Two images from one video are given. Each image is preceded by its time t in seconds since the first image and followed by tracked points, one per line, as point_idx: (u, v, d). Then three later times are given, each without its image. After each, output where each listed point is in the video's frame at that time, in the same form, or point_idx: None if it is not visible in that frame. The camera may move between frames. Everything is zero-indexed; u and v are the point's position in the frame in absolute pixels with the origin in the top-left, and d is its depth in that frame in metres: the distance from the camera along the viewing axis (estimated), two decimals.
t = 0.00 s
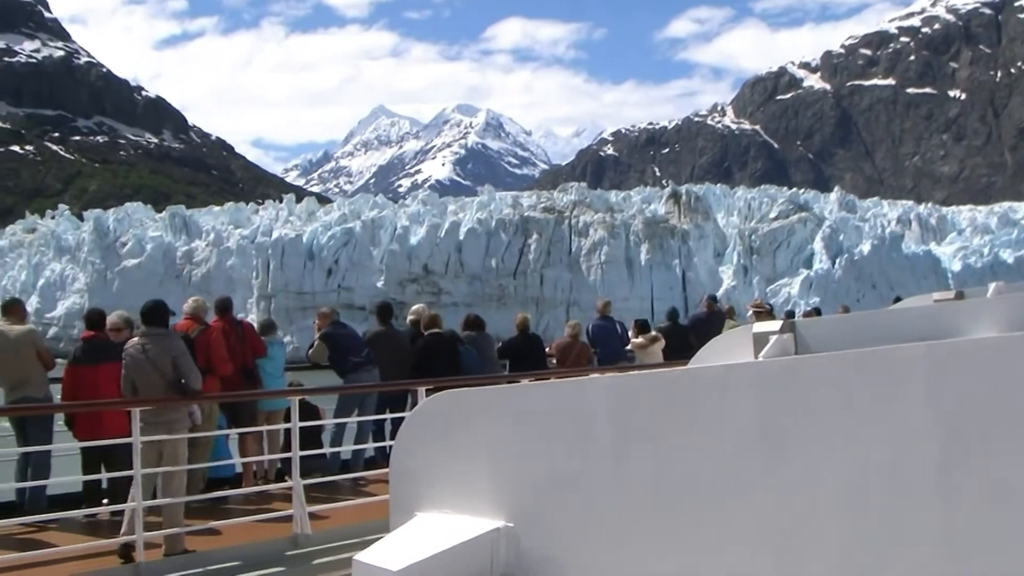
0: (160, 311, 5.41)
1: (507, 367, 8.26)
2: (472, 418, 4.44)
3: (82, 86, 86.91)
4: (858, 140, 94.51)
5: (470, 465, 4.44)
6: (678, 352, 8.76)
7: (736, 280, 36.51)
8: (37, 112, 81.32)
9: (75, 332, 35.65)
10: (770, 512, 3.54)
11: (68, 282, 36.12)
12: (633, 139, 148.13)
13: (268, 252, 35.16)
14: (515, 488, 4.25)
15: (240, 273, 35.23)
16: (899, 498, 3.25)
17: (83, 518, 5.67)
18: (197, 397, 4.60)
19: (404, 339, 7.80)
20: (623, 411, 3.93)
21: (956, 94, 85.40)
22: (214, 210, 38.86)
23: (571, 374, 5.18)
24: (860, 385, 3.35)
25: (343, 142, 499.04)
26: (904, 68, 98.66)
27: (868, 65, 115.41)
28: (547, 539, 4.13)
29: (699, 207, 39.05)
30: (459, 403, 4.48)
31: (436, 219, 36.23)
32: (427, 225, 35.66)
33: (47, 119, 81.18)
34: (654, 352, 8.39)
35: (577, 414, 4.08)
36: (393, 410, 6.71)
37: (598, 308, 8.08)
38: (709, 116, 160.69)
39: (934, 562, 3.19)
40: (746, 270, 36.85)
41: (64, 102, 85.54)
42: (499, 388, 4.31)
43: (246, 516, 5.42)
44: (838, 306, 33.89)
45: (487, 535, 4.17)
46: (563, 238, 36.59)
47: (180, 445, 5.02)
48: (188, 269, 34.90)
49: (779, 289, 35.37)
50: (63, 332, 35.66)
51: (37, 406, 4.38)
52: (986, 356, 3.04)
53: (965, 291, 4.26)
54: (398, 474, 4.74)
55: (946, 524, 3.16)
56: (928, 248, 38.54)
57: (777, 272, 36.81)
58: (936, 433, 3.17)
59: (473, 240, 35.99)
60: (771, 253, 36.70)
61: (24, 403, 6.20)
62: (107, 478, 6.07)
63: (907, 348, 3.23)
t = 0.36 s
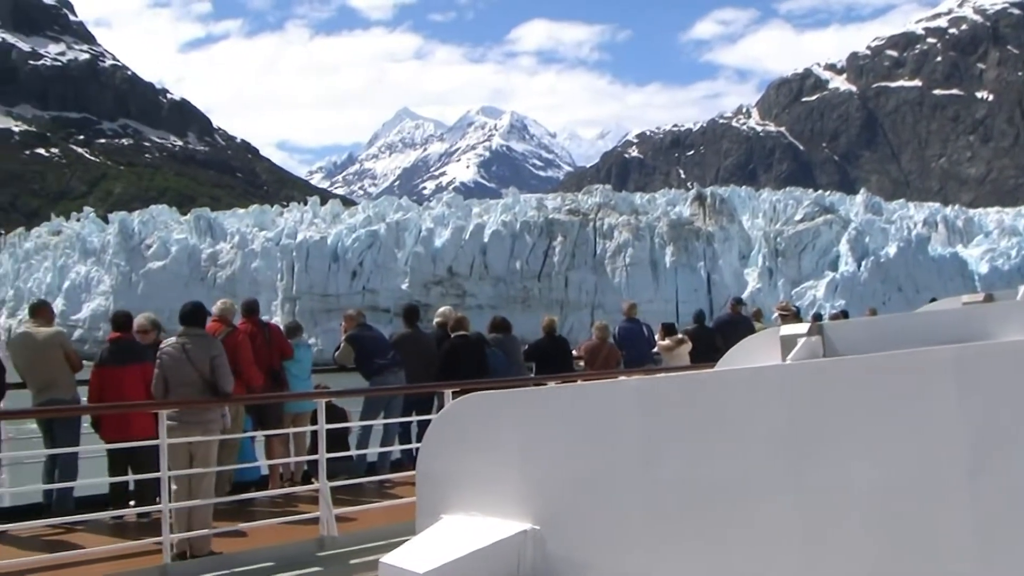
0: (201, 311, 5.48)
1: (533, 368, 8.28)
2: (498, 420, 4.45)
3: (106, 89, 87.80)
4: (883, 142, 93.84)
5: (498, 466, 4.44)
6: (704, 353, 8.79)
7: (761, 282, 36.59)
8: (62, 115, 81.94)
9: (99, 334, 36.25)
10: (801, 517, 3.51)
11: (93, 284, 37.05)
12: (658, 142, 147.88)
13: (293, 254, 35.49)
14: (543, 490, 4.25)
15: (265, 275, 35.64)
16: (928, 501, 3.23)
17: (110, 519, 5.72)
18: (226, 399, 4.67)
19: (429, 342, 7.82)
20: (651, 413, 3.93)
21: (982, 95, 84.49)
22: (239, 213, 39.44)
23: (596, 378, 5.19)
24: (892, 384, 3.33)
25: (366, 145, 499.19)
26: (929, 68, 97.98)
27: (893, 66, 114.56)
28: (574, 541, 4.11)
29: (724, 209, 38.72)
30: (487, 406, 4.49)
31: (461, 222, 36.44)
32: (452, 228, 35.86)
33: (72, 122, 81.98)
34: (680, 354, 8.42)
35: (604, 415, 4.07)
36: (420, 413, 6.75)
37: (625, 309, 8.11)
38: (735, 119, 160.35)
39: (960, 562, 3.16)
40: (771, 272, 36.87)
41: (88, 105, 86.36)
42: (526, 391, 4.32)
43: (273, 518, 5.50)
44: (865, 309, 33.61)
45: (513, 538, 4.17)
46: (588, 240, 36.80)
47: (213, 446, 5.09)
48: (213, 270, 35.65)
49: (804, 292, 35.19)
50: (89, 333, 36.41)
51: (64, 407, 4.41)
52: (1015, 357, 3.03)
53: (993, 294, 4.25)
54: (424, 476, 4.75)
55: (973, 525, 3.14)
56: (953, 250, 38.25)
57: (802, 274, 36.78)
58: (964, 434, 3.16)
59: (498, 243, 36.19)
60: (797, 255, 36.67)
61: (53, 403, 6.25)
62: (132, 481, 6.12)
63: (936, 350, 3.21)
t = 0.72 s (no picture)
0: (232, 313, 5.51)
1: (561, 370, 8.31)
2: (529, 420, 4.45)
3: (134, 92, 88.59)
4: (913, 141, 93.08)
5: (527, 468, 4.44)
6: (733, 355, 8.82)
7: (789, 282, 36.40)
8: (89, 117, 82.32)
9: (128, 336, 36.97)
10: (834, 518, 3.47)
11: (121, 286, 37.80)
12: (684, 140, 147.55)
13: (319, 255, 35.91)
14: (572, 490, 4.24)
15: (292, 276, 36.17)
16: (962, 503, 3.21)
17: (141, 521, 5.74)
18: (258, 400, 4.69)
19: (458, 343, 7.82)
20: (681, 413, 3.91)
21: (1014, 93, 83.50)
22: (266, 214, 40.07)
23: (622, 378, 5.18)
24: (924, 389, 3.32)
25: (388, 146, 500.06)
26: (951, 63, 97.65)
27: (921, 63, 113.49)
28: (604, 544, 4.09)
29: (752, 209, 38.69)
30: (515, 406, 4.50)
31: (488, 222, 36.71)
32: (479, 228, 35.95)
33: (99, 125, 82.58)
34: (710, 354, 8.46)
35: (634, 416, 4.06)
36: (450, 413, 6.85)
37: (653, 311, 8.18)
38: (762, 118, 159.80)
39: (996, 565, 3.14)
40: (799, 273, 36.63)
41: (115, 107, 87.00)
42: (555, 391, 4.32)
43: (303, 519, 5.53)
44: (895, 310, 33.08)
45: (542, 539, 4.15)
46: (615, 241, 36.80)
47: (243, 446, 5.12)
48: (240, 272, 36.35)
49: (833, 292, 34.99)
50: (117, 335, 37.17)
51: (94, 409, 4.41)
52: None
53: None
54: (453, 478, 4.75)
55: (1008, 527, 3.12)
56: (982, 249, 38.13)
57: (830, 275, 36.65)
58: (999, 436, 3.15)
59: (524, 243, 36.24)
60: (825, 255, 36.56)
61: (82, 406, 6.27)
62: (162, 483, 6.16)
63: (969, 351, 3.22)
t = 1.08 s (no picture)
0: (265, 314, 5.53)
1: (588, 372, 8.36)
2: (557, 421, 4.45)
3: (159, 94, 89.35)
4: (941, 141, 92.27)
5: (554, 471, 4.44)
6: (760, 357, 8.88)
7: (814, 284, 36.06)
8: (113, 120, 82.97)
9: (152, 338, 37.69)
10: (865, 521, 3.45)
11: (145, 288, 38.28)
12: (707, 142, 147.52)
13: (344, 258, 36.20)
14: (601, 491, 4.22)
15: (317, 278, 36.44)
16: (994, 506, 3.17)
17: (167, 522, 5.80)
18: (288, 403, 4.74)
19: (485, 345, 7.85)
20: (709, 415, 3.89)
21: None
22: (290, 216, 40.75)
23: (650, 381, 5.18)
24: (957, 389, 3.28)
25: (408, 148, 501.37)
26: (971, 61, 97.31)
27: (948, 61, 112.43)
28: (632, 546, 4.09)
29: (777, 210, 38.37)
30: (542, 408, 4.50)
31: (512, 224, 36.69)
32: (503, 230, 36.01)
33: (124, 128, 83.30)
34: (738, 357, 8.46)
35: (662, 418, 4.04)
36: (477, 415, 6.91)
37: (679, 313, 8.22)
38: (790, 119, 158.93)
39: None
40: (824, 275, 36.29)
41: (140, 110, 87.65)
42: (582, 393, 4.31)
43: (331, 521, 5.56)
44: (920, 311, 33.19)
45: (570, 541, 4.15)
46: (640, 242, 36.72)
47: (275, 447, 5.13)
48: (264, 274, 36.89)
49: (859, 294, 34.85)
50: (141, 337, 37.83)
51: (123, 411, 4.43)
52: None
53: None
54: (481, 479, 4.76)
55: None
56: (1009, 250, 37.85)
57: (856, 277, 36.27)
58: None
59: (549, 245, 36.24)
60: (851, 257, 36.16)
61: (110, 406, 6.31)
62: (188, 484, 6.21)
63: (1002, 353, 3.20)
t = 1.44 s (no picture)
0: (303, 312, 5.59)
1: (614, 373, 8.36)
2: (586, 421, 4.45)
3: (184, 91, 90.03)
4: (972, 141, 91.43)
5: (583, 470, 4.44)
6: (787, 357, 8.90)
7: (841, 284, 35.95)
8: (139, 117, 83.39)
9: (177, 335, 37.90)
10: (892, 519, 3.42)
11: (170, 286, 38.69)
12: (734, 141, 147.09)
13: (370, 255, 36.27)
14: (628, 490, 4.22)
15: (342, 276, 36.53)
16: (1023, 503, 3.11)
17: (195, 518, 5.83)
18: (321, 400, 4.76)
19: (512, 343, 7.88)
20: (738, 414, 3.88)
21: None
22: (316, 215, 40.81)
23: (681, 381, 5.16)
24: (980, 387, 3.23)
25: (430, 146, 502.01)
26: (1000, 59, 96.32)
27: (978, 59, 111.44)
28: (659, 543, 4.09)
29: (803, 210, 38.05)
30: (572, 408, 4.51)
31: (538, 222, 36.69)
32: (529, 229, 36.10)
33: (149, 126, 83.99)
34: (766, 356, 8.48)
35: (692, 418, 4.03)
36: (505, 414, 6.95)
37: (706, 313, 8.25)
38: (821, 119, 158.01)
39: None
40: (851, 275, 36.16)
41: (164, 107, 88.32)
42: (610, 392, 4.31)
43: (359, 519, 5.59)
44: (947, 311, 32.89)
45: (597, 540, 4.16)
46: (665, 241, 36.88)
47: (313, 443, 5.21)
48: (289, 272, 37.21)
49: (885, 294, 34.64)
50: (166, 334, 38.07)
51: (150, 407, 4.45)
52: None
53: None
54: (510, 478, 4.78)
55: None
56: None
57: (882, 277, 36.17)
58: None
59: (575, 244, 36.33)
60: (877, 257, 36.01)
61: (138, 404, 6.35)
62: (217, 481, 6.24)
63: None
